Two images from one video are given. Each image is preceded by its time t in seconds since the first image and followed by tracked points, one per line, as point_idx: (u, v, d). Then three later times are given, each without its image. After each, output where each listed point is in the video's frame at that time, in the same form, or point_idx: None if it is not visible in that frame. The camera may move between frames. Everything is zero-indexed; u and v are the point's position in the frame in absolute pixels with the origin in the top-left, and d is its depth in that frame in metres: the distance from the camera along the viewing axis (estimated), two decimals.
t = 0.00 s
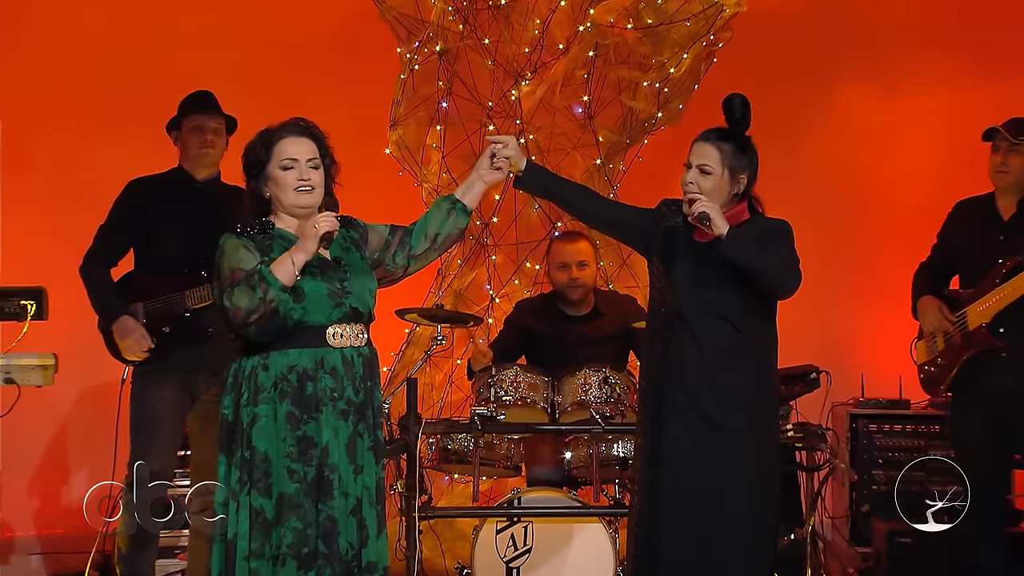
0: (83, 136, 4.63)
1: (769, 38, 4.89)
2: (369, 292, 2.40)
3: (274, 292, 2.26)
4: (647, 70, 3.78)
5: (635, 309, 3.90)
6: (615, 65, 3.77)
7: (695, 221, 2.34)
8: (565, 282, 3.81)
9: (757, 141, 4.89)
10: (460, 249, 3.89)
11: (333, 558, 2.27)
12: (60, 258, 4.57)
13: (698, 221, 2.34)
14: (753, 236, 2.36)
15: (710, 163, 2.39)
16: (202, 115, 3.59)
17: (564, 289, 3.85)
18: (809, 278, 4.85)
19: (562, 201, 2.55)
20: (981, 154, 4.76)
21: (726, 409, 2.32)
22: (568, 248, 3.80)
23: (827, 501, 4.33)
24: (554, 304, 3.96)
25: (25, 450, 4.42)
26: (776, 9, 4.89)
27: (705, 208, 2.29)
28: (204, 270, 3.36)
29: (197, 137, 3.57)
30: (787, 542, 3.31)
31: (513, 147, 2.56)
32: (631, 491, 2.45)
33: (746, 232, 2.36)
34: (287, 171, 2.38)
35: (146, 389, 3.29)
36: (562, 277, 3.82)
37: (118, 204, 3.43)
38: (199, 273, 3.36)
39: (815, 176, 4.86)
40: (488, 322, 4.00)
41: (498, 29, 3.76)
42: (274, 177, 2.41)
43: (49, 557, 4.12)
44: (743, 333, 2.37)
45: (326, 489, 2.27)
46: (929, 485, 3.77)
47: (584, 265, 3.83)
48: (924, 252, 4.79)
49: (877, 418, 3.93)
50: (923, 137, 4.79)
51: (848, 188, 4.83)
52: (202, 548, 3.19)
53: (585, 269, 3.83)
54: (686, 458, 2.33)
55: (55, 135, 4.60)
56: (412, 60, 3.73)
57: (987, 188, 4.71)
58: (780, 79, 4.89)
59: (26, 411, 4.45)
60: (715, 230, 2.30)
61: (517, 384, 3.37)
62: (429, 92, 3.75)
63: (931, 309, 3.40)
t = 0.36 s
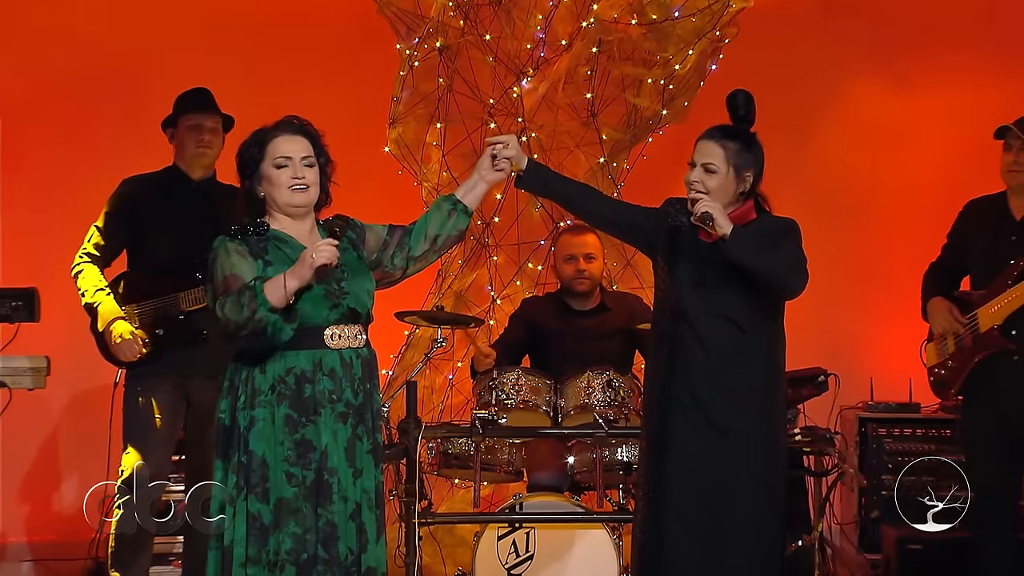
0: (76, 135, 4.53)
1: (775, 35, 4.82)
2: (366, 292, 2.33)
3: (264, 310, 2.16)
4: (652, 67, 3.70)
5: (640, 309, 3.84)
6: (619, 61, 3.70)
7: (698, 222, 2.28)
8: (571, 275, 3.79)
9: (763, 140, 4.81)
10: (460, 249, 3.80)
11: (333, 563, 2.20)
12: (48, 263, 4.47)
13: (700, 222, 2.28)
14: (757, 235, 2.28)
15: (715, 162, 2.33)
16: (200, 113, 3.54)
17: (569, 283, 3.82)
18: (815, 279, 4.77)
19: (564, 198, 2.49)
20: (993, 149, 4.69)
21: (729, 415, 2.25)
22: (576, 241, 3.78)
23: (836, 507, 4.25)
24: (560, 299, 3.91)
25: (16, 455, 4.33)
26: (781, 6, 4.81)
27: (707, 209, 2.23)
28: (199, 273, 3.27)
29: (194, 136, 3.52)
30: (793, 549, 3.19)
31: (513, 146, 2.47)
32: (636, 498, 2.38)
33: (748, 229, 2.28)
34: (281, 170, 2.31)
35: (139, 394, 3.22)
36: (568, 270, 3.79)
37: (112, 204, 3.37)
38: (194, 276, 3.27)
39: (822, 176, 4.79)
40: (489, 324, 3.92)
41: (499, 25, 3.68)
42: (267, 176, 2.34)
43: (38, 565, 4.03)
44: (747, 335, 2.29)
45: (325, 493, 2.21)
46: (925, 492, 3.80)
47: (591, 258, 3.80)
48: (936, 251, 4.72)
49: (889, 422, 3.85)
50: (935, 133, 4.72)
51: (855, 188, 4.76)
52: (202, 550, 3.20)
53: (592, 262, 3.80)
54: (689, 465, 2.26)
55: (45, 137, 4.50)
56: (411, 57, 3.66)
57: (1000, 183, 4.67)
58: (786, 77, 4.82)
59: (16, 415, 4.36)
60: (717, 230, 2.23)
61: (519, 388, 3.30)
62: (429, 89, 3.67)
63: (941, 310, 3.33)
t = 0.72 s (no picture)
0: (74, 134, 4.49)
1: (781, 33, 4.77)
2: (369, 299, 2.26)
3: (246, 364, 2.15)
4: (658, 64, 3.64)
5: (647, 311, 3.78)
6: (625, 58, 3.65)
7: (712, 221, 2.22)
8: (582, 274, 3.76)
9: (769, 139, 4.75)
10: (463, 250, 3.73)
11: (333, 569, 2.14)
12: (46, 263, 4.42)
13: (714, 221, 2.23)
14: (770, 235, 2.22)
15: (736, 158, 2.28)
16: (199, 112, 3.49)
17: (579, 283, 3.78)
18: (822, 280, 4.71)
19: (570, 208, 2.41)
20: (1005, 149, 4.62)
21: (739, 417, 2.20)
22: (587, 241, 3.74)
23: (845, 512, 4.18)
24: (571, 298, 3.87)
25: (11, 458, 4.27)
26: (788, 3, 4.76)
27: (721, 207, 2.17)
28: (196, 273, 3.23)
29: (195, 135, 3.47)
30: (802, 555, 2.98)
31: (513, 162, 2.40)
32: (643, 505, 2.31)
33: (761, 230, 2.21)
34: (290, 172, 2.26)
35: (134, 397, 3.15)
36: (579, 270, 3.76)
37: (109, 202, 3.30)
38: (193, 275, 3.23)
39: (829, 175, 4.72)
40: (493, 325, 3.84)
41: (503, 22, 3.64)
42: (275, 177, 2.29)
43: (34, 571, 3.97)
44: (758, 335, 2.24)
45: (326, 497, 2.15)
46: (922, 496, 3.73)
47: (602, 258, 3.78)
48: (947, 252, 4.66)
49: (898, 426, 3.82)
50: (945, 133, 4.66)
51: (863, 187, 4.70)
52: (202, 556, 3.15)
53: (603, 261, 3.77)
54: (699, 470, 2.19)
55: (43, 136, 4.46)
56: (413, 54, 3.60)
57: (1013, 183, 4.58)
58: (793, 75, 4.76)
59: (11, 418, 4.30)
60: (732, 229, 2.18)
61: (523, 390, 3.25)
62: (431, 86, 3.61)
63: (953, 312, 3.28)
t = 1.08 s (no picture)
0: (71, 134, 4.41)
1: (791, 32, 4.71)
2: (376, 301, 2.23)
3: (252, 307, 2.04)
4: (666, 63, 3.59)
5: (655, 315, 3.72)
6: (632, 56, 3.59)
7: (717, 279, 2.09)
8: (591, 281, 3.64)
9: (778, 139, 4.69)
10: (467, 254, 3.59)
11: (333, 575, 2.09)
12: (44, 265, 4.34)
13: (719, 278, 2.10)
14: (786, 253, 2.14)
15: (742, 154, 2.22)
16: (198, 111, 3.44)
17: (586, 288, 3.68)
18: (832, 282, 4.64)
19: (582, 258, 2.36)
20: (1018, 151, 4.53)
21: (749, 438, 2.13)
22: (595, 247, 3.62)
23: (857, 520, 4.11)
24: (576, 303, 3.76)
25: (6, 464, 4.20)
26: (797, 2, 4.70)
27: (724, 263, 2.04)
28: (196, 277, 3.16)
29: (197, 135, 3.42)
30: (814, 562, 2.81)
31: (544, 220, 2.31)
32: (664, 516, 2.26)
33: (767, 242, 2.18)
34: (300, 172, 2.21)
35: (131, 401, 3.09)
36: (587, 276, 3.65)
37: (106, 202, 3.23)
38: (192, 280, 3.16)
39: (838, 175, 4.65)
40: (498, 329, 3.80)
41: (508, 19, 3.57)
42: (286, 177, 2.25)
43: None
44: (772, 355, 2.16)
45: (326, 500, 2.09)
46: (921, 496, 3.70)
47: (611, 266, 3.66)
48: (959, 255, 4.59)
49: (911, 431, 3.77)
50: (958, 133, 4.59)
51: (873, 188, 4.63)
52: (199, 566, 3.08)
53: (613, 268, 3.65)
54: (712, 478, 2.14)
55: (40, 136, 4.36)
56: (417, 52, 3.53)
57: None
58: (805, 75, 4.70)
59: (7, 423, 4.23)
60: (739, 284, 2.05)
61: (528, 396, 3.18)
62: (434, 85, 3.56)
63: (967, 316, 3.20)
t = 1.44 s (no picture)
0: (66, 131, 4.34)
1: (797, 28, 4.64)
2: (377, 296, 2.16)
3: (269, 259, 2.04)
4: (670, 59, 3.53)
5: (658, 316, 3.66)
6: (635, 51, 3.53)
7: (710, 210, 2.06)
8: (590, 284, 3.58)
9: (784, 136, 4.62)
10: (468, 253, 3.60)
11: None
12: (37, 264, 4.28)
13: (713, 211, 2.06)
14: (811, 216, 2.03)
15: (774, 144, 2.14)
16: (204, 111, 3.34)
17: (586, 291, 3.61)
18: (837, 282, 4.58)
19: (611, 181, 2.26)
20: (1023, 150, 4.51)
21: (778, 402, 2.03)
22: (592, 248, 3.57)
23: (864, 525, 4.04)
24: (575, 305, 3.68)
25: None
26: None
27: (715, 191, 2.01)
28: (192, 277, 3.10)
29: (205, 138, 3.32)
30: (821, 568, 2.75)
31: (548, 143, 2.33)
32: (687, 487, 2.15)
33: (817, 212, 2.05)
34: (299, 168, 2.16)
35: (124, 404, 3.03)
36: (586, 280, 3.58)
37: (99, 201, 3.17)
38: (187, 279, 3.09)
39: (844, 173, 4.58)
40: (498, 330, 3.74)
41: (509, 15, 3.52)
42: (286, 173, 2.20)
43: None
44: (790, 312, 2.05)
45: (320, 505, 2.03)
46: (921, 496, 3.66)
47: (610, 267, 3.60)
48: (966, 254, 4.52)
49: (919, 434, 3.71)
50: (965, 131, 4.54)
51: (880, 185, 4.56)
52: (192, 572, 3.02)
53: (611, 270, 3.60)
54: (739, 447, 2.04)
55: (34, 134, 4.31)
56: (416, 48, 3.48)
57: None
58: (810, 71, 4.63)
59: None
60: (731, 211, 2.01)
61: (529, 399, 3.11)
62: (434, 82, 3.49)
63: (979, 318, 3.11)
